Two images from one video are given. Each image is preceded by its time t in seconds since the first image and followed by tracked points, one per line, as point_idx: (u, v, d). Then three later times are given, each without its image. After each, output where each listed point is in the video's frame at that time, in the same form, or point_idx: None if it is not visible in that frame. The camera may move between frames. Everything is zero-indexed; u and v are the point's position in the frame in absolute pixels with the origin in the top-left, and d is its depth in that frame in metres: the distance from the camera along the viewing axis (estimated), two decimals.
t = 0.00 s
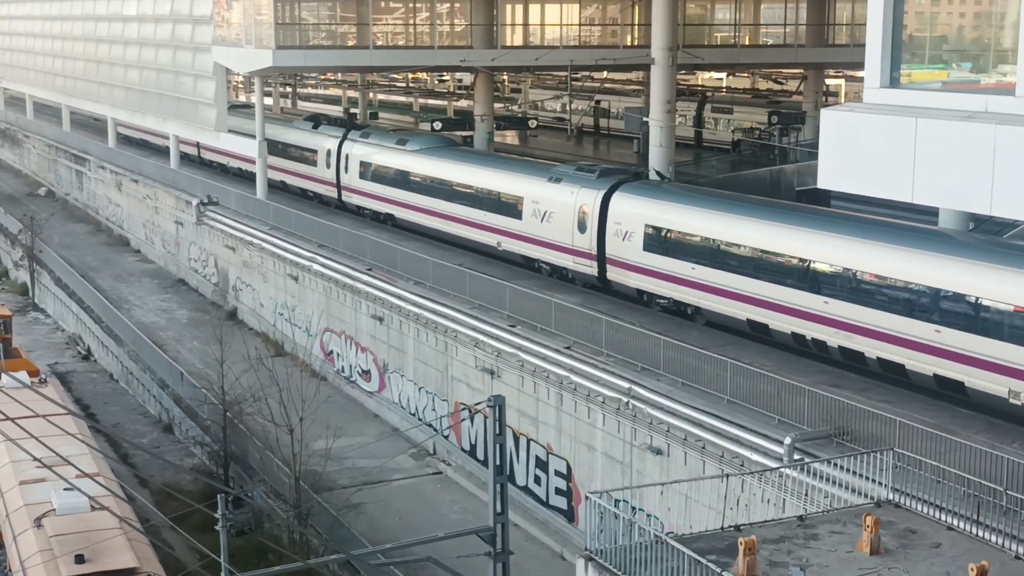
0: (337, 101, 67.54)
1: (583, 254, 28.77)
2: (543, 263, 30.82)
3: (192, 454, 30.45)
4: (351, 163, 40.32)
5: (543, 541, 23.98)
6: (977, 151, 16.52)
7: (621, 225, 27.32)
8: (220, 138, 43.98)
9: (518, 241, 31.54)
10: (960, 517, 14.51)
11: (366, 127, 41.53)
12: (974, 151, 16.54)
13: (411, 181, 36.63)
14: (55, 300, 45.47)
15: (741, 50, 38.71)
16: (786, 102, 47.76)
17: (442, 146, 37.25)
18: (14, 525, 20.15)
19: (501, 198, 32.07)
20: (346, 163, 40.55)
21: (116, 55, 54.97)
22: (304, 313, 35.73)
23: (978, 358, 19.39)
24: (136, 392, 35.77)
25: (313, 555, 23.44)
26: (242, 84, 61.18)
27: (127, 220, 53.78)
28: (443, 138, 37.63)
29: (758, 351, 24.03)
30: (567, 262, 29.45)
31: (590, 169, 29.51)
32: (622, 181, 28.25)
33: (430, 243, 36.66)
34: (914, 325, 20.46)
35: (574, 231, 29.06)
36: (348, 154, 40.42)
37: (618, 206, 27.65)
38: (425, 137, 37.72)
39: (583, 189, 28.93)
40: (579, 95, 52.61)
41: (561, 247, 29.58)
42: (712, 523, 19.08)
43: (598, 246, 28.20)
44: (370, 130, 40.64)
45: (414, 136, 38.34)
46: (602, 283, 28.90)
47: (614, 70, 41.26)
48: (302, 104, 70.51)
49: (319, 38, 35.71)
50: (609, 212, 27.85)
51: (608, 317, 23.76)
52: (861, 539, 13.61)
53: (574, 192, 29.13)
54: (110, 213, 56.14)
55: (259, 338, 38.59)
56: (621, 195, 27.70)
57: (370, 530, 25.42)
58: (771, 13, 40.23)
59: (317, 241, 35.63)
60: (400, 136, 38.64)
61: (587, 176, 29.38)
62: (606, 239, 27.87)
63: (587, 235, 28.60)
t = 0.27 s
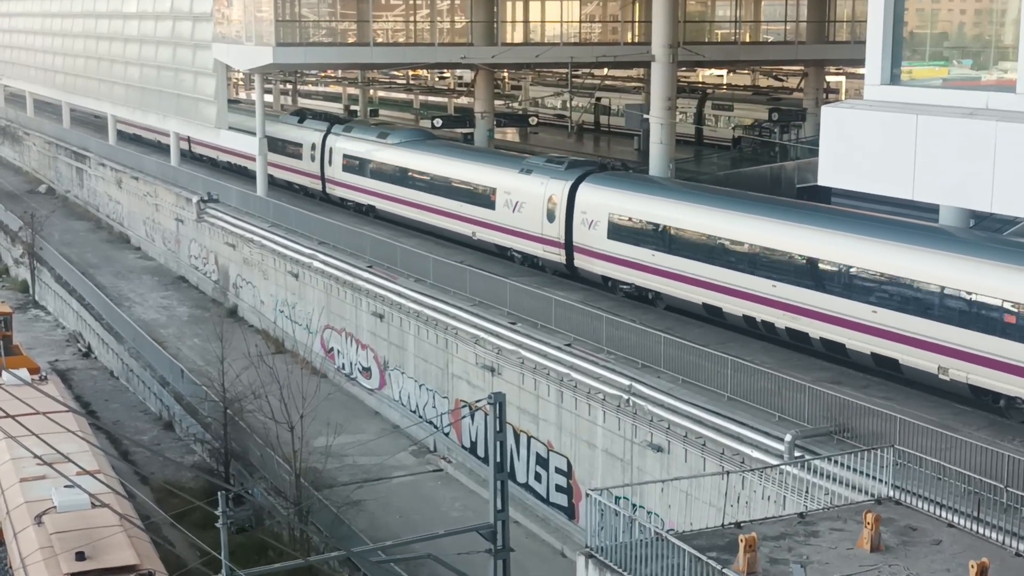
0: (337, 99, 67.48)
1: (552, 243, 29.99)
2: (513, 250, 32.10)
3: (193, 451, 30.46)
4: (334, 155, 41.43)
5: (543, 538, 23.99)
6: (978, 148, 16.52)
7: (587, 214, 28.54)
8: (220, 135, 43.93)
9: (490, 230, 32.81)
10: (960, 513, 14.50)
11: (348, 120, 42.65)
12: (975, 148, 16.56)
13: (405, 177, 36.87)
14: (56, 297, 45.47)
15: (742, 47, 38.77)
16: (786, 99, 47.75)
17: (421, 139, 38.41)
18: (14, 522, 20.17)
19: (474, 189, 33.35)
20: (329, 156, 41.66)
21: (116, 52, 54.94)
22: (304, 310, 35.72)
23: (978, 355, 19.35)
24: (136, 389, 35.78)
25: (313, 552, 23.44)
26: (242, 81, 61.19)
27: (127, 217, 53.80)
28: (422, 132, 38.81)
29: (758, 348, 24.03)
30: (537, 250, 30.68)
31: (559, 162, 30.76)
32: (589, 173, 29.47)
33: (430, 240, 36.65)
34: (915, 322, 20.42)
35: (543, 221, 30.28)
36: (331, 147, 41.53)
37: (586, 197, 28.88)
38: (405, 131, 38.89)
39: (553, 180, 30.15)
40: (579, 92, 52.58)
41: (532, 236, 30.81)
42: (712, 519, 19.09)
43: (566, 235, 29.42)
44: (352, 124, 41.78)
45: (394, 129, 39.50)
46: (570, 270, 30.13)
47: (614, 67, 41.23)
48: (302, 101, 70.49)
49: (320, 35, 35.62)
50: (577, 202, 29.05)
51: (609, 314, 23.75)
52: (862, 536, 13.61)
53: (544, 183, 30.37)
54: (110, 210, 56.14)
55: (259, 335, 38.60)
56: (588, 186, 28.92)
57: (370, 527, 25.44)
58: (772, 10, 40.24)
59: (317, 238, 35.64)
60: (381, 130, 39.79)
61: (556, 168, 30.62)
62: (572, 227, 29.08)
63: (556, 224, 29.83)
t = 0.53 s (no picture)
0: (338, 97, 67.46)
1: (523, 233, 31.27)
2: (487, 241, 33.38)
3: (193, 450, 30.48)
4: (319, 150, 42.66)
5: (543, 537, 24.01)
6: (979, 147, 16.51)
7: (558, 207, 29.70)
8: (221, 134, 43.94)
9: (466, 221, 34.05)
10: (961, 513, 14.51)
11: (334, 116, 43.90)
12: (975, 146, 16.55)
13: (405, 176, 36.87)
14: (56, 295, 45.49)
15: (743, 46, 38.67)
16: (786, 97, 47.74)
17: (403, 134, 39.61)
18: (15, 521, 20.17)
19: (451, 182, 34.58)
20: (314, 151, 42.87)
21: (117, 51, 54.97)
22: (304, 309, 35.73)
23: (979, 354, 19.35)
24: (137, 388, 35.79)
25: (314, 550, 23.45)
26: (242, 80, 61.19)
27: (127, 216, 53.84)
28: (403, 127, 40.01)
29: (758, 347, 24.04)
30: (509, 241, 31.97)
31: (531, 155, 32.01)
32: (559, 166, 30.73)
33: (431, 239, 36.66)
34: (916, 321, 20.43)
35: (515, 212, 31.55)
36: (316, 143, 42.74)
37: (557, 190, 30.02)
38: (387, 126, 40.11)
39: (524, 173, 31.42)
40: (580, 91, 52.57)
41: (504, 227, 32.08)
42: (712, 518, 19.10)
43: (537, 226, 30.69)
44: (336, 120, 42.99)
45: (376, 125, 40.72)
46: (541, 259, 31.39)
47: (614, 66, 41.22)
48: (302, 100, 70.49)
49: (320, 34, 35.68)
50: (547, 194, 30.27)
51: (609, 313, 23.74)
52: (862, 535, 13.60)
53: (515, 175, 31.63)
54: (111, 208, 56.15)
55: (259, 334, 38.62)
56: (557, 178, 30.17)
57: (371, 526, 25.45)
58: (772, 9, 40.26)
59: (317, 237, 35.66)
60: (364, 125, 41.02)
61: (528, 161, 31.87)
62: (544, 219, 30.28)
63: (527, 215, 31.08)
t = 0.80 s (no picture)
0: (339, 97, 67.45)
1: (498, 226, 32.49)
2: (464, 234, 34.53)
3: (194, 450, 30.49)
4: (304, 147, 43.81)
5: (544, 537, 24.02)
6: (979, 147, 16.51)
7: (530, 199, 30.95)
8: (221, 134, 43.96)
9: (445, 215, 35.17)
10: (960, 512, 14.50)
11: (319, 113, 45.07)
12: (975, 146, 16.55)
13: (405, 176, 36.90)
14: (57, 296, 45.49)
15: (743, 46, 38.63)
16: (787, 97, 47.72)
17: (385, 130, 40.78)
18: (16, 521, 20.18)
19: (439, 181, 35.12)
20: (300, 147, 44.03)
21: (117, 51, 54.99)
22: (305, 310, 35.74)
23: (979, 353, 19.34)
24: (137, 388, 35.80)
25: (314, 550, 23.45)
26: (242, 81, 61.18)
27: (128, 216, 53.86)
28: (385, 124, 41.18)
29: (758, 347, 24.04)
30: (484, 233, 33.18)
31: (505, 151, 33.23)
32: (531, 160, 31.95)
33: (431, 239, 36.67)
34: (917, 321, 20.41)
35: (490, 206, 32.76)
36: (302, 139, 43.90)
37: (530, 184, 31.26)
38: (369, 123, 41.28)
39: (498, 167, 32.62)
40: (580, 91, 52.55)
41: (479, 220, 33.29)
42: (712, 518, 19.10)
43: (510, 219, 31.90)
44: (321, 117, 44.19)
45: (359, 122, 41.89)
46: (514, 251, 32.62)
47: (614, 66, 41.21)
48: (303, 100, 70.47)
49: (321, 34, 35.70)
50: (520, 188, 31.49)
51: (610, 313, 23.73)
52: (863, 535, 13.59)
53: (490, 170, 32.83)
54: (111, 209, 56.15)
55: (260, 334, 38.63)
56: (529, 173, 31.38)
57: (371, 526, 25.46)
58: (773, 9, 40.25)
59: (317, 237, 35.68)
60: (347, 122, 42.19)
61: (502, 157, 33.08)
62: (516, 212, 31.53)
63: (501, 209, 32.29)
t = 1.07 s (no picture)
0: (339, 98, 67.40)
1: (473, 219, 33.65)
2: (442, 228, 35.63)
3: (194, 450, 30.47)
4: (290, 144, 44.93)
5: (544, 537, 23.99)
6: (980, 147, 16.48)
7: (503, 193, 32.06)
8: (222, 134, 43.96)
9: (424, 210, 36.26)
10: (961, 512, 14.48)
11: (305, 111, 46.19)
12: (976, 146, 16.52)
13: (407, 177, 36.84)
14: (57, 296, 45.45)
15: (744, 46, 38.61)
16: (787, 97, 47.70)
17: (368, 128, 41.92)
18: (16, 522, 20.16)
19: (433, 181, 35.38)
20: (286, 144, 45.13)
21: (117, 51, 54.99)
22: (305, 310, 35.73)
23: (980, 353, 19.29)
24: (138, 388, 35.77)
25: (315, 551, 23.43)
26: (242, 81, 61.21)
27: (128, 216, 53.84)
28: (368, 122, 42.29)
29: (759, 347, 24.03)
30: (461, 227, 34.30)
31: (481, 147, 34.36)
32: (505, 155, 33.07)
33: (432, 240, 36.61)
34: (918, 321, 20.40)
35: (467, 200, 33.86)
36: (288, 136, 45.01)
37: (504, 177, 32.35)
38: (353, 121, 42.42)
39: (474, 163, 33.73)
40: (580, 91, 52.51)
41: (457, 214, 34.41)
42: (712, 519, 19.06)
43: (486, 213, 33.02)
44: (307, 116, 45.34)
45: (343, 120, 43.03)
46: (488, 243, 33.80)
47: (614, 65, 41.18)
48: (303, 100, 70.44)
49: (321, 34, 35.69)
50: (494, 183, 32.62)
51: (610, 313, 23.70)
52: (864, 536, 13.58)
53: (466, 165, 33.93)
54: (112, 209, 56.14)
55: (261, 334, 38.61)
56: (504, 168, 32.48)
57: (372, 526, 25.44)
58: (773, 9, 40.21)
59: (317, 237, 35.66)
60: (331, 120, 43.34)
61: (478, 152, 34.20)
62: (490, 205, 32.67)
63: (477, 203, 33.43)
